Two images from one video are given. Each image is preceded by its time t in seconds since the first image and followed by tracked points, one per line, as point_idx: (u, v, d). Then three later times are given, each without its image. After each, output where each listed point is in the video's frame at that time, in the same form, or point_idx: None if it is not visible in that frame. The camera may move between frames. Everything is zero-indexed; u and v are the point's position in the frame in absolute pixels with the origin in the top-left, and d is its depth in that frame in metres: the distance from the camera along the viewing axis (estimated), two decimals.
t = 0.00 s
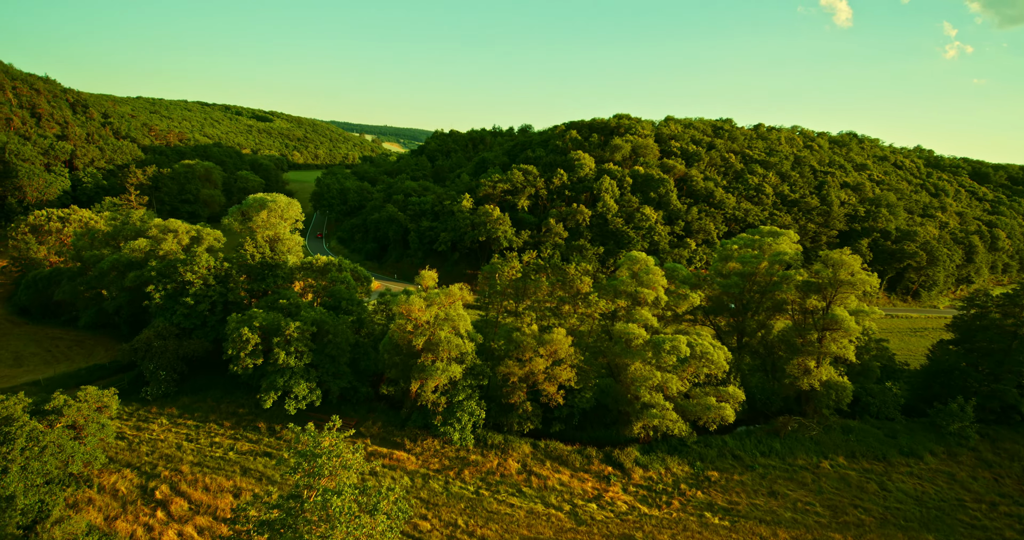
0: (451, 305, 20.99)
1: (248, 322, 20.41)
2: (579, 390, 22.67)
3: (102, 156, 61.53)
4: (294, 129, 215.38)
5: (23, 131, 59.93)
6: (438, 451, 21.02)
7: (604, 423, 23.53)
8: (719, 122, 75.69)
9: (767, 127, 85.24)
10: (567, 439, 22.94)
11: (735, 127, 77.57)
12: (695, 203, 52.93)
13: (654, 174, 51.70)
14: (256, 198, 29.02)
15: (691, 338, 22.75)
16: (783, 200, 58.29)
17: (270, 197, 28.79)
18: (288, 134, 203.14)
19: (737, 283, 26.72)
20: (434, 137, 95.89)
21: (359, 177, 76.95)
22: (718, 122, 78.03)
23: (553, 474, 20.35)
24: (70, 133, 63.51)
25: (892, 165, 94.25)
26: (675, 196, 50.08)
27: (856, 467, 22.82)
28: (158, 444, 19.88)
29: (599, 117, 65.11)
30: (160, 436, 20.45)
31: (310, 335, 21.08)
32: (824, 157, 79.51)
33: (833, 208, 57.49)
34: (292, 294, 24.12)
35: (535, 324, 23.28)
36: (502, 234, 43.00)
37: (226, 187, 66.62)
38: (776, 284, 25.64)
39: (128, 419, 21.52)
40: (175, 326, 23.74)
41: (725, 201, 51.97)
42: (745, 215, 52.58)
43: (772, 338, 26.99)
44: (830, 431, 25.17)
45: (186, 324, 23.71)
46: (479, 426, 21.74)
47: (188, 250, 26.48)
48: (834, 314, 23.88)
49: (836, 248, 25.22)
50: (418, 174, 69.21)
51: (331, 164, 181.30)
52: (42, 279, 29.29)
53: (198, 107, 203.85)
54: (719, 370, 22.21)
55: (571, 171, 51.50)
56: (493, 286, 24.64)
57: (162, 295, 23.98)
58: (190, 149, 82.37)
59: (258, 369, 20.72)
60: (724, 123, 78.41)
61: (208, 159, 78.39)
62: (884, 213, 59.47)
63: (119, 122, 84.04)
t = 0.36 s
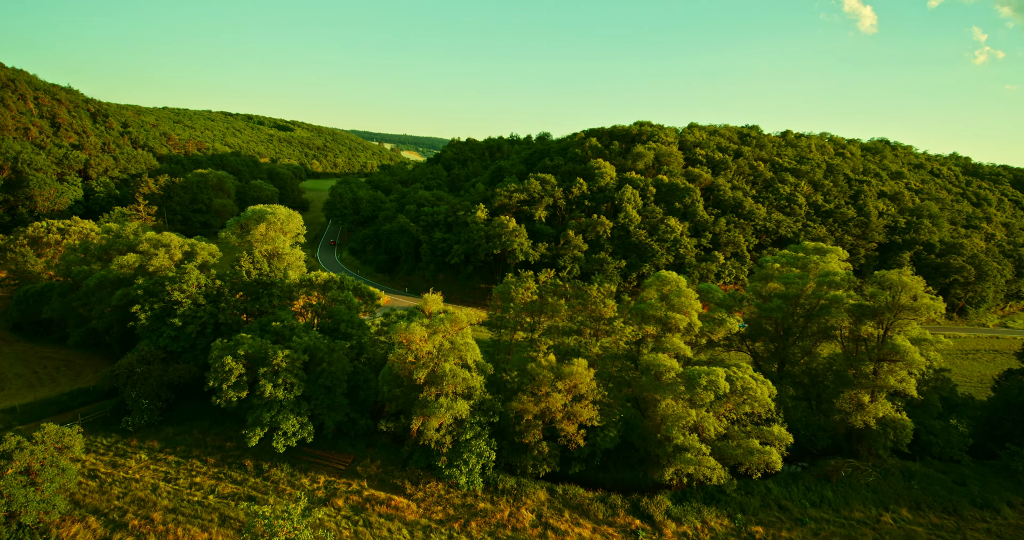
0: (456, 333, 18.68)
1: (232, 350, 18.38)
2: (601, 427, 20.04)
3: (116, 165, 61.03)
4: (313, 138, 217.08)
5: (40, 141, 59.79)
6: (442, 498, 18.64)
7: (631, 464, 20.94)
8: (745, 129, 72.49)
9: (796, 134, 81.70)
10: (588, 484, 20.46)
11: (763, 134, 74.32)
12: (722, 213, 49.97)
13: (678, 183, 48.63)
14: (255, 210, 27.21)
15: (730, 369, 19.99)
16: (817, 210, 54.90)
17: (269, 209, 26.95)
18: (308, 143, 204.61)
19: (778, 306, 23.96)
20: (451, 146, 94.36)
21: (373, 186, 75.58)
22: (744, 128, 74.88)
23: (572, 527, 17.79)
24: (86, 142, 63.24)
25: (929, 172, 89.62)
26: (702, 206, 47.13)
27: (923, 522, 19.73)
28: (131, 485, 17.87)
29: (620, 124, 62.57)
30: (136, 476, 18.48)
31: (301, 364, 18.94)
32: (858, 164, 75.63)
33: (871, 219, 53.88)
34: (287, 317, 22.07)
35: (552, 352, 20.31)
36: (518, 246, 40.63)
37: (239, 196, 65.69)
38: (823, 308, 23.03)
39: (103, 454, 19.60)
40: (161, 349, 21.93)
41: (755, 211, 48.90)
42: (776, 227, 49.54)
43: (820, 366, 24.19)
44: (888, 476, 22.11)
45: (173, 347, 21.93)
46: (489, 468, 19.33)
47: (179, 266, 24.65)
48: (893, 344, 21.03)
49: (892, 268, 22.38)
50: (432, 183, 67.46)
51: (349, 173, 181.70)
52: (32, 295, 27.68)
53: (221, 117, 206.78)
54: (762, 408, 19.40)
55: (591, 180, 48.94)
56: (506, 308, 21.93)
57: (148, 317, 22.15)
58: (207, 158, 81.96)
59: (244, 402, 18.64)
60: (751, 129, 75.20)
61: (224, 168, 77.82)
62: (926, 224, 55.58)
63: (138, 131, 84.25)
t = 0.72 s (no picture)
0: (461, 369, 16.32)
1: (210, 386, 16.39)
2: (629, 477, 17.48)
3: (131, 175, 60.63)
4: (334, 146, 218.60)
5: (58, 150, 59.72)
6: None
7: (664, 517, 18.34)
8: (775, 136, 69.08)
9: (829, 141, 77.83)
10: None
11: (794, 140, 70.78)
12: (753, 225, 46.85)
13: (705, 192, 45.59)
14: (253, 224, 25.43)
15: (779, 412, 17.41)
16: (856, 221, 51.31)
17: (266, 224, 25.19)
18: (328, 152, 205.94)
19: (830, 336, 21.05)
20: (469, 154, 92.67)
21: (389, 195, 74.13)
22: (773, 135, 71.42)
23: None
24: (103, 152, 63.09)
25: (973, 180, 84.52)
26: (732, 217, 44.11)
27: None
28: (96, 535, 15.88)
29: (643, 131, 59.92)
30: (103, 523, 16.51)
31: (288, 401, 16.82)
32: (896, 172, 71.41)
33: (916, 231, 50.07)
34: (279, 343, 20.06)
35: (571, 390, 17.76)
36: (535, 260, 38.23)
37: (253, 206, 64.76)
38: (884, 339, 20.17)
39: (73, 495, 17.74)
40: (143, 377, 20.13)
41: (790, 222, 45.65)
42: (812, 239, 46.27)
43: (877, 401, 20.51)
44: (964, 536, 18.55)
45: (156, 375, 20.08)
46: (499, 522, 16.94)
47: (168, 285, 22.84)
48: (972, 384, 17.71)
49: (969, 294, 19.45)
50: (448, 192, 65.64)
51: (368, 181, 181.88)
52: (20, 312, 26.18)
53: (244, 126, 209.63)
54: (819, 460, 16.53)
55: (613, 190, 46.25)
56: (520, 337, 19.40)
57: (130, 341, 20.33)
58: (224, 167, 81.64)
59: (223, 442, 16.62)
60: (781, 136, 71.75)
61: (240, 177, 77.31)
62: (977, 236, 51.42)
63: (158, 140, 84.57)
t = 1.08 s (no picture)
0: (465, 418, 13.94)
1: (178, 430, 14.36)
2: None
3: (147, 184, 60.18)
4: (355, 155, 219.79)
5: (76, 160, 59.62)
6: None
7: None
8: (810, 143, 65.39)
9: (867, 149, 73.62)
10: None
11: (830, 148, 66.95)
12: (790, 238, 43.55)
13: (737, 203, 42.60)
14: (248, 239, 23.70)
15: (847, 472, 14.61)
16: (901, 235, 47.48)
17: (261, 239, 23.47)
18: (349, 161, 206.94)
19: (897, 374, 18.07)
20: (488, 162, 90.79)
21: (405, 205, 72.55)
22: (807, 142, 67.70)
23: None
24: (120, 161, 62.89)
25: None
26: (767, 229, 40.91)
27: None
28: None
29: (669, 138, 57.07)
30: None
31: (267, 448, 14.65)
32: (942, 181, 66.84)
33: (969, 245, 46.01)
34: (270, 374, 18.11)
35: (595, 440, 15.20)
36: (554, 276, 35.78)
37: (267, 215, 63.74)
38: (963, 380, 17.16)
39: None
40: (120, 410, 18.25)
41: (830, 236, 42.22)
42: (855, 254, 42.69)
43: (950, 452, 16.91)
44: None
45: (134, 408, 18.20)
46: None
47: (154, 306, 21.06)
48: None
49: None
50: (465, 202, 63.64)
51: (388, 190, 181.78)
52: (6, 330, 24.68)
53: (268, 135, 212.24)
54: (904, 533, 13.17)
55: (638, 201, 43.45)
56: (535, 373, 17.02)
57: (107, 370, 18.49)
58: (241, 176, 81.22)
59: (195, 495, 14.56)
60: (815, 143, 67.97)
61: (257, 186, 76.69)
62: None
63: (178, 150, 84.77)
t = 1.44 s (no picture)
0: (463, 486, 11.54)
1: (132, 488, 12.31)
2: None
3: (163, 194, 59.68)
4: (377, 164, 220.71)
5: (94, 169, 59.50)
6: None
7: None
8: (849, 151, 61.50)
9: (910, 157, 69.15)
10: None
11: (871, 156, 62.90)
12: (832, 254, 40.11)
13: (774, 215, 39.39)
14: (242, 256, 21.82)
15: None
16: (956, 250, 43.46)
17: (255, 257, 21.53)
18: (371, 169, 207.67)
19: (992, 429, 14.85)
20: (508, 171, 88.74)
21: (423, 215, 70.82)
22: (846, 150, 63.77)
23: None
24: (138, 170, 62.63)
25: None
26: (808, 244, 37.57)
27: None
28: None
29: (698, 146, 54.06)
30: None
31: (234, 511, 12.54)
32: (995, 192, 62.07)
33: None
34: (254, 411, 16.12)
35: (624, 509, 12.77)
36: (576, 294, 33.18)
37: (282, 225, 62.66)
38: None
39: None
40: (88, 449, 16.39)
41: (879, 252, 38.64)
42: (906, 272, 38.98)
43: None
44: None
45: (104, 447, 16.35)
46: None
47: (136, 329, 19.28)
48: None
49: None
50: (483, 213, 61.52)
51: (408, 198, 181.29)
52: None
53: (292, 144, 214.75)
54: None
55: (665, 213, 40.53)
56: (555, 420, 14.58)
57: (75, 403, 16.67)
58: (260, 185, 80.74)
59: None
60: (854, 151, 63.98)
61: (274, 195, 75.99)
62: None
63: (199, 159, 84.92)
